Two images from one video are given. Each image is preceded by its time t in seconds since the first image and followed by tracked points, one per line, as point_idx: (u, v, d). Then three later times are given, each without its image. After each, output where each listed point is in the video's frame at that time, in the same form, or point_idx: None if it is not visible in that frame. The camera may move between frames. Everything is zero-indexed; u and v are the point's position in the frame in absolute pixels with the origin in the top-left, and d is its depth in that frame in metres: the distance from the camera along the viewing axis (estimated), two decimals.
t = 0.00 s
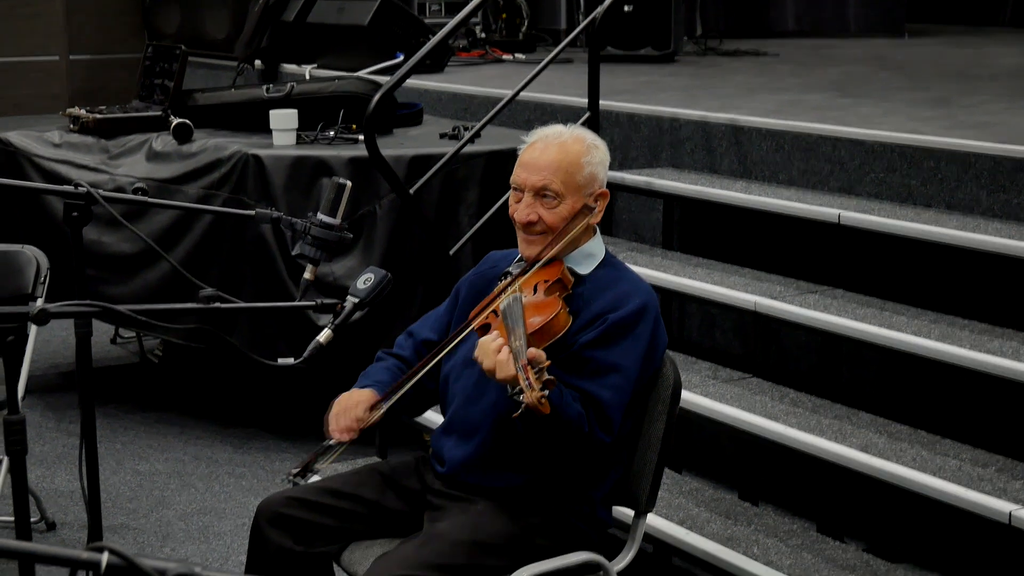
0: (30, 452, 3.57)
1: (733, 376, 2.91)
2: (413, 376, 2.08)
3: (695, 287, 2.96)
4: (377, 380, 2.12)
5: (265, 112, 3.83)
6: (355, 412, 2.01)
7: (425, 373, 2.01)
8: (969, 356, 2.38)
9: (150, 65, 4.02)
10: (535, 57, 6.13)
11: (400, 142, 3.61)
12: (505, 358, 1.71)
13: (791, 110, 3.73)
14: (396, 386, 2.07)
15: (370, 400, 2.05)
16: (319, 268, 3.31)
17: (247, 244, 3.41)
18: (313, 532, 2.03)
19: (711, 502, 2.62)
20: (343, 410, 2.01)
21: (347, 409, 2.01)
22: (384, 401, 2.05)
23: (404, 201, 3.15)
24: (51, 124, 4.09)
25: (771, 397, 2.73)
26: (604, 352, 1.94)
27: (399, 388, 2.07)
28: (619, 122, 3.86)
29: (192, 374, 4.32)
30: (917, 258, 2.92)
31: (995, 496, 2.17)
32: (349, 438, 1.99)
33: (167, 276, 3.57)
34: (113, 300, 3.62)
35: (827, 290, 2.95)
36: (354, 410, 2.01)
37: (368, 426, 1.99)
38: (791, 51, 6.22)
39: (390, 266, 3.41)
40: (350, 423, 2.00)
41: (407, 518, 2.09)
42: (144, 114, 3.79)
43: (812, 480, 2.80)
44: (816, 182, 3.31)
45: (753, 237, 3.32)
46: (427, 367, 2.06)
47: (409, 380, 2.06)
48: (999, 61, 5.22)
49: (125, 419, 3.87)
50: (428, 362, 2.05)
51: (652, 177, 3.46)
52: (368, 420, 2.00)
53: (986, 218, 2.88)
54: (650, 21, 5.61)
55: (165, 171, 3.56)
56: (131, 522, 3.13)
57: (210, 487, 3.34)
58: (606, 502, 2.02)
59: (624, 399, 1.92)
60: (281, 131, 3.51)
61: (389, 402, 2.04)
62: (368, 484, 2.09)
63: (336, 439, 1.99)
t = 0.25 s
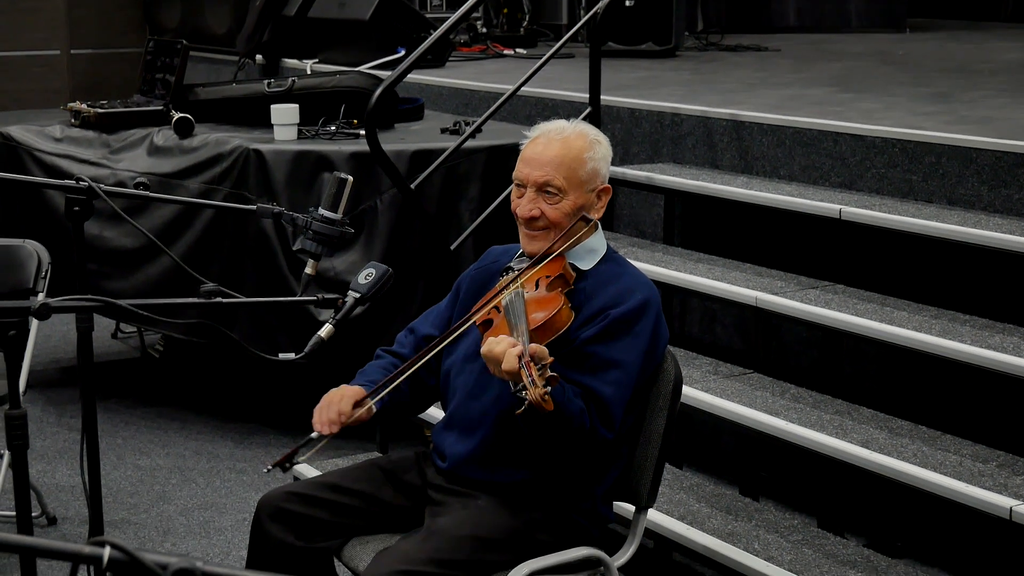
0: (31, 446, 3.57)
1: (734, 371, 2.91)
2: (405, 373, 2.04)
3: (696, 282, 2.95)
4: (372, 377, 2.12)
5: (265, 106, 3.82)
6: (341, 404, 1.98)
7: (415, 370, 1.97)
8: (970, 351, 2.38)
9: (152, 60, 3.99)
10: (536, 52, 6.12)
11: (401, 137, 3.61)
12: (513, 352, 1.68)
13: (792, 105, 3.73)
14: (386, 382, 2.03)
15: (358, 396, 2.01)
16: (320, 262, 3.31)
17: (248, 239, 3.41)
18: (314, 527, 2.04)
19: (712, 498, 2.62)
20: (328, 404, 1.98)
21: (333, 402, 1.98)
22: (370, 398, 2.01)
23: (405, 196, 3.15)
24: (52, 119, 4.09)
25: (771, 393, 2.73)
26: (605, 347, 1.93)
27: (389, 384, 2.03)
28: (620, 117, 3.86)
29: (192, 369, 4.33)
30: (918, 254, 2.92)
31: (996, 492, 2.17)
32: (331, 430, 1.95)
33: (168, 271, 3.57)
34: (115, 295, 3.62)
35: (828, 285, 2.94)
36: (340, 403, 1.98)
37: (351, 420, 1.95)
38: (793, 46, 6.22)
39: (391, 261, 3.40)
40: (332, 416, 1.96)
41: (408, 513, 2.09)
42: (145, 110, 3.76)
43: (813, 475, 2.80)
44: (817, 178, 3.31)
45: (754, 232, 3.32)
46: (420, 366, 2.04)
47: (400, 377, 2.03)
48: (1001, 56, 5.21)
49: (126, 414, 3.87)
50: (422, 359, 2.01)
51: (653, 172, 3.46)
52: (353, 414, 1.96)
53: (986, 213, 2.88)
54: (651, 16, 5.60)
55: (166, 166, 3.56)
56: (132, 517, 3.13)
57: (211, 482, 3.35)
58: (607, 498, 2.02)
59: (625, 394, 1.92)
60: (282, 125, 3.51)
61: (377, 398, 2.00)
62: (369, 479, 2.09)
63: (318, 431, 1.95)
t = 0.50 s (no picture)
0: (31, 444, 3.57)
1: (734, 369, 2.91)
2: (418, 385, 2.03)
3: (696, 280, 2.95)
4: (387, 384, 2.11)
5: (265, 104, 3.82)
6: (366, 428, 1.96)
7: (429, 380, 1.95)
8: (970, 349, 2.38)
9: (151, 57, 3.98)
10: (536, 50, 6.12)
11: (401, 135, 3.61)
12: (511, 348, 1.69)
13: (792, 103, 3.73)
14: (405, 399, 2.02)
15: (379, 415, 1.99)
16: (320, 260, 3.31)
17: (249, 237, 3.41)
18: (314, 525, 2.03)
19: (712, 496, 2.62)
20: (354, 429, 1.96)
21: (358, 427, 1.96)
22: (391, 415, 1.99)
23: (405, 194, 3.15)
24: (52, 116, 4.09)
25: (771, 391, 2.73)
26: (605, 345, 1.94)
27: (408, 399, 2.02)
28: (620, 115, 3.86)
29: (192, 367, 4.33)
30: (918, 252, 2.92)
31: (996, 490, 2.17)
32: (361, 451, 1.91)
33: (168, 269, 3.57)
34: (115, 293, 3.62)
35: (828, 283, 2.94)
36: (365, 427, 1.96)
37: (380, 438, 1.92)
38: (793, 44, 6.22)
39: (390, 259, 3.40)
40: (360, 439, 1.93)
41: (408, 511, 2.09)
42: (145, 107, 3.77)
43: (813, 473, 2.81)
44: (817, 176, 3.31)
45: (754, 230, 3.32)
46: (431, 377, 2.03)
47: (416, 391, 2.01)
48: (1000, 54, 5.21)
49: (126, 412, 3.87)
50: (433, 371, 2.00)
51: (653, 170, 3.46)
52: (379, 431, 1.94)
53: (986, 211, 2.88)
54: (651, 15, 5.60)
55: (166, 163, 3.56)
56: (132, 515, 3.13)
57: (211, 480, 3.35)
58: (608, 496, 2.02)
59: (625, 392, 1.92)
60: (282, 123, 3.51)
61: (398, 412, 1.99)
62: (368, 476, 2.09)
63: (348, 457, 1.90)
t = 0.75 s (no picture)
0: (33, 442, 3.57)
1: (736, 367, 2.91)
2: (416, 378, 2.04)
3: (698, 278, 2.95)
4: (383, 374, 2.10)
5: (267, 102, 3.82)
6: (365, 418, 1.96)
7: (430, 374, 1.95)
8: (972, 346, 2.38)
9: (154, 56, 4.00)
10: (537, 48, 6.12)
11: (403, 133, 3.61)
12: (513, 347, 1.69)
13: (793, 100, 3.73)
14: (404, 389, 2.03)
15: (379, 406, 2.00)
16: (322, 258, 3.31)
17: (250, 234, 3.41)
18: (316, 523, 2.03)
19: (714, 493, 2.62)
20: (353, 418, 1.96)
21: (357, 416, 1.96)
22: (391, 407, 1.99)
23: (407, 192, 3.15)
24: (54, 114, 4.09)
25: (773, 388, 2.73)
26: (606, 343, 1.94)
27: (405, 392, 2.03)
28: (621, 113, 3.86)
29: (194, 365, 4.33)
30: (919, 249, 2.92)
31: (998, 487, 2.17)
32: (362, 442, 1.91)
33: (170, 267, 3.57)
34: (116, 291, 3.62)
35: (830, 281, 2.94)
36: (364, 417, 1.96)
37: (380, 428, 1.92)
38: (794, 41, 6.22)
39: (392, 256, 3.41)
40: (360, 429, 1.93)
41: (410, 509, 2.10)
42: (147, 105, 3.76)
43: (814, 471, 2.81)
44: (819, 173, 3.31)
45: (756, 228, 3.32)
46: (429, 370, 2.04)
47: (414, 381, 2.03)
48: (1001, 51, 5.21)
49: (128, 410, 3.87)
50: (431, 362, 2.01)
51: (654, 168, 3.46)
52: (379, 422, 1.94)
53: (988, 208, 2.88)
54: (652, 12, 5.60)
55: (167, 162, 3.56)
56: (133, 513, 3.13)
57: (213, 478, 3.35)
58: (609, 494, 2.02)
59: (626, 390, 1.93)
60: (283, 121, 3.51)
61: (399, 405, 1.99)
62: (370, 474, 2.09)
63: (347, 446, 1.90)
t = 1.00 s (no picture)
0: (34, 440, 3.58)
1: (736, 367, 2.91)
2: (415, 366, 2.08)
3: (699, 278, 2.95)
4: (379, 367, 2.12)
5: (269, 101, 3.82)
6: (357, 400, 2.01)
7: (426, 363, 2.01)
8: (973, 347, 2.38)
9: (156, 55, 4.01)
10: (539, 47, 6.12)
11: (404, 132, 3.61)
12: (513, 348, 1.69)
13: (794, 101, 3.73)
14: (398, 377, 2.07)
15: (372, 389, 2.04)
16: (324, 258, 3.31)
17: (252, 233, 3.41)
18: (317, 522, 2.04)
19: (714, 494, 2.62)
20: (344, 397, 2.01)
21: (349, 396, 2.01)
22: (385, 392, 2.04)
23: (408, 191, 3.15)
24: (56, 113, 4.10)
25: (773, 389, 2.73)
26: (608, 342, 1.94)
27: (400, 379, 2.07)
28: (623, 113, 3.86)
29: (195, 363, 4.34)
30: (921, 250, 2.92)
31: (998, 488, 2.17)
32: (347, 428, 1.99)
33: (171, 266, 3.58)
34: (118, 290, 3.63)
35: (831, 282, 2.94)
36: (356, 398, 2.01)
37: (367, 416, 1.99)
38: (796, 41, 6.22)
39: (393, 256, 3.41)
40: (349, 412, 1.99)
41: (410, 508, 2.10)
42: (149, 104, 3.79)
43: (815, 471, 2.81)
44: (820, 174, 3.31)
45: (757, 228, 3.32)
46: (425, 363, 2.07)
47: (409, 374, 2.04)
48: (1002, 52, 5.21)
49: (129, 409, 3.87)
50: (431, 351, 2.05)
51: (656, 168, 3.46)
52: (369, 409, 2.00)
53: (989, 209, 2.88)
54: (654, 12, 5.60)
55: (169, 160, 3.56)
56: (134, 511, 3.14)
57: (214, 477, 3.35)
58: (610, 493, 2.02)
59: (627, 389, 1.93)
60: (285, 120, 3.51)
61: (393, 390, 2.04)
62: (370, 473, 2.09)
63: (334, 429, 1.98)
